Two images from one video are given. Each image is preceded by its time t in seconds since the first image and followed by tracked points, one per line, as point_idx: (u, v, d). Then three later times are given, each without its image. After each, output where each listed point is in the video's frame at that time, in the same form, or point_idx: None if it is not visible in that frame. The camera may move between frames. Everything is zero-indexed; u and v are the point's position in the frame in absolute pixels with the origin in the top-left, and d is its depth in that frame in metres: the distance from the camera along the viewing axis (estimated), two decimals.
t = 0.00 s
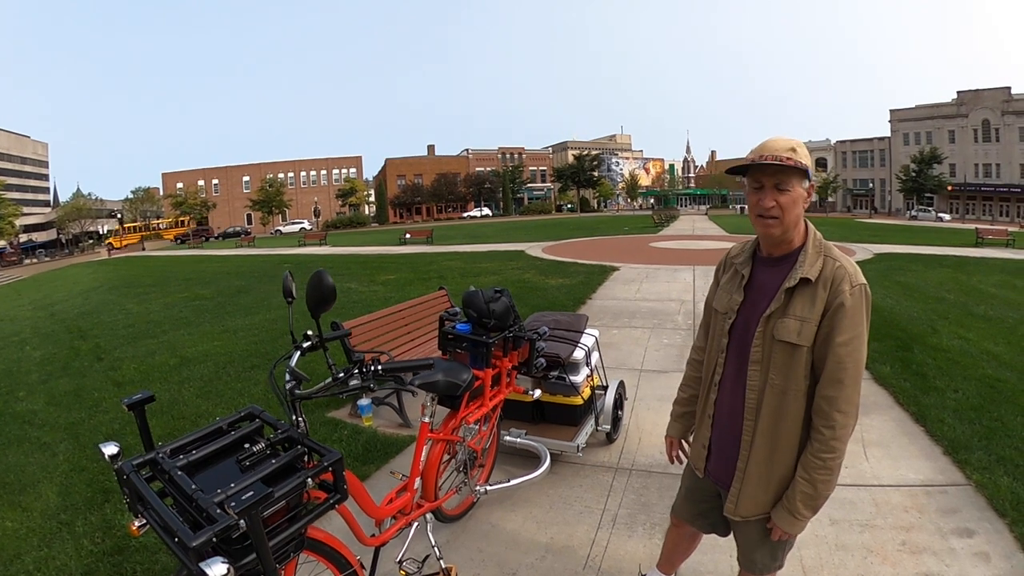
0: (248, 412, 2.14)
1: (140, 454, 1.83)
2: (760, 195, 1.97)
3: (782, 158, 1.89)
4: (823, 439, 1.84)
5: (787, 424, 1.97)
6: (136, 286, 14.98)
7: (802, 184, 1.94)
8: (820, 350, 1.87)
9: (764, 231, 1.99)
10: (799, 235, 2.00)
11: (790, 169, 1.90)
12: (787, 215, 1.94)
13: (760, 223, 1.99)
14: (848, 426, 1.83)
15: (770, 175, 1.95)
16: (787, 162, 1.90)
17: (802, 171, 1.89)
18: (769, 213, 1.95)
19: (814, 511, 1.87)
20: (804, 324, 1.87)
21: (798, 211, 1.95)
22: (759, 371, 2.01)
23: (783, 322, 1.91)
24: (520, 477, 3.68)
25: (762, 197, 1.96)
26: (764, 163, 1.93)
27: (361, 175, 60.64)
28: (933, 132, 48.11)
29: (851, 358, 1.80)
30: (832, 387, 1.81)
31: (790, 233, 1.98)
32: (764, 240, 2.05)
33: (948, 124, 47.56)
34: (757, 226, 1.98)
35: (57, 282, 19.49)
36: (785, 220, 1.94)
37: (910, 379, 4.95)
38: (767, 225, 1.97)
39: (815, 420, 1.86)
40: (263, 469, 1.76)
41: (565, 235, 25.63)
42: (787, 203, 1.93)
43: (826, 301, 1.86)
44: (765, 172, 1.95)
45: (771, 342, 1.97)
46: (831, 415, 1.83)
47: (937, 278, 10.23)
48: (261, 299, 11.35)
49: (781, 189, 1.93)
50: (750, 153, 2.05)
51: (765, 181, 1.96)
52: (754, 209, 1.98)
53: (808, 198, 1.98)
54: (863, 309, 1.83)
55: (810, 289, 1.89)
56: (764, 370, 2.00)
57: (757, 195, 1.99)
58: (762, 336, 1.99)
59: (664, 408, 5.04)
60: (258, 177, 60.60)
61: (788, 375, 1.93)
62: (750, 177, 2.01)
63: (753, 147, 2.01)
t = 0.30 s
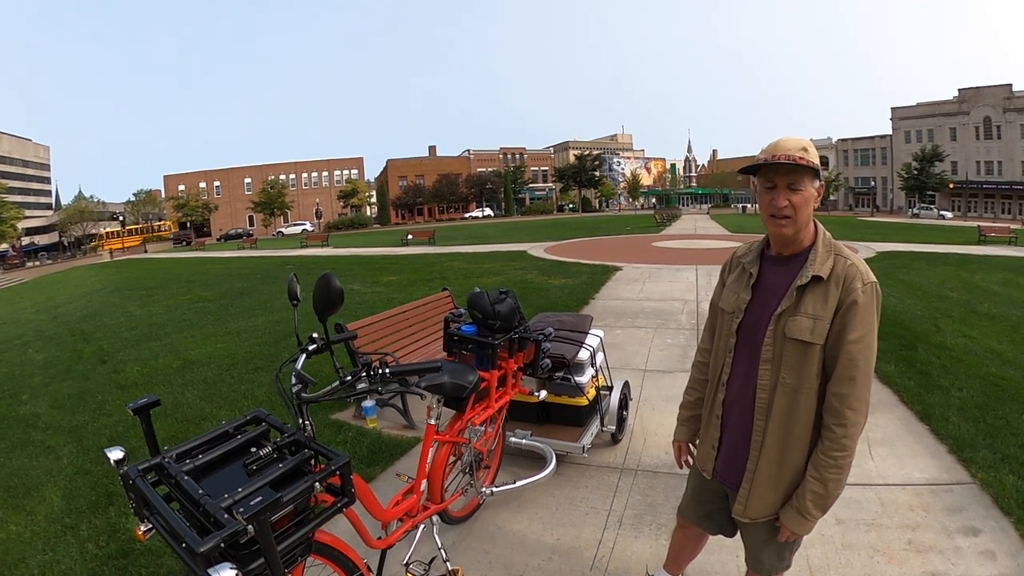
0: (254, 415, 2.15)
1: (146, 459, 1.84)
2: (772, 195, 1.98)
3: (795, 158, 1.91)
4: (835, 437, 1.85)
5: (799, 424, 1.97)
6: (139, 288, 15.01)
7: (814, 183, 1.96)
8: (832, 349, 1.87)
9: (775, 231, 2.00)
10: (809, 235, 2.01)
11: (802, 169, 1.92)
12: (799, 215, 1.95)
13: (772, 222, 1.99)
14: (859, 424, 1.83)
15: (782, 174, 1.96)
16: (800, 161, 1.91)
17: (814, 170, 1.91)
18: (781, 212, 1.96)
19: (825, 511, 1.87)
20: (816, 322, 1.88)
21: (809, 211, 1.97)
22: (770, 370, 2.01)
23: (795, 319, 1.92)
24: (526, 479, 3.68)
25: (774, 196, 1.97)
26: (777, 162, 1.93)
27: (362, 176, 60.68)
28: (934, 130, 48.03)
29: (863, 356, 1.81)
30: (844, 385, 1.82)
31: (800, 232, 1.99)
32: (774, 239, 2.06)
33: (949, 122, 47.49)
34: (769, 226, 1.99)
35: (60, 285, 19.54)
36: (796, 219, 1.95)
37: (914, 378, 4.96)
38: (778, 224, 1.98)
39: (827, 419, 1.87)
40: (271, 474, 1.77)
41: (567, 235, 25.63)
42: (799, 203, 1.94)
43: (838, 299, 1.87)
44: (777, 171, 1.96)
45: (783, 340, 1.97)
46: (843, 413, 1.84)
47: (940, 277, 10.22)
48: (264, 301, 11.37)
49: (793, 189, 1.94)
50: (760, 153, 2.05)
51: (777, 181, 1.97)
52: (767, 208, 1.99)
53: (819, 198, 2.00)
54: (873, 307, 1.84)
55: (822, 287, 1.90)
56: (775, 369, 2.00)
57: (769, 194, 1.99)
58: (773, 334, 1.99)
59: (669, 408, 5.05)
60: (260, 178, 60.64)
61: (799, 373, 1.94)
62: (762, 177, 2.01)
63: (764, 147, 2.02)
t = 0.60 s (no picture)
0: (263, 413, 2.17)
1: (155, 457, 1.86)
2: (784, 188, 1.97)
3: (809, 151, 1.90)
4: (850, 434, 1.84)
5: (810, 421, 1.97)
6: (146, 287, 15.10)
7: (825, 179, 1.96)
8: (843, 346, 1.88)
9: (785, 225, 2.00)
10: (818, 231, 2.01)
11: (816, 163, 1.91)
12: (810, 209, 1.95)
13: (783, 216, 1.99)
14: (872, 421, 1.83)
15: (795, 168, 1.95)
16: (814, 155, 1.91)
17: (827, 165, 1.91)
18: (793, 205, 1.95)
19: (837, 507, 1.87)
20: (827, 319, 1.88)
21: (820, 206, 1.96)
22: (780, 368, 2.01)
23: (806, 316, 1.92)
24: (533, 476, 3.70)
25: (786, 190, 1.97)
26: (790, 155, 1.93)
27: (368, 174, 60.79)
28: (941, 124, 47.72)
29: (875, 353, 1.81)
30: (856, 382, 1.82)
31: (810, 228, 1.99)
32: (783, 234, 2.05)
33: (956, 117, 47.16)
34: (779, 220, 1.99)
35: (69, 284, 19.66)
36: (807, 214, 1.95)
37: (921, 374, 4.94)
38: (789, 219, 1.98)
39: (839, 416, 1.87)
40: (280, 472, 1.79)
41: (572, 232, 25.63)
42: (810, 198, 1.94)
43: (848, 296, 1.87)
44: (790, 164, 1.96)
45: (793, 338, 1.97)
46: (855, 410, 1.84)
47: (947, 273, 10.17)
48: (270, 299, 11.42)
49: (806, 183, 1.94)
50: (774, 146, 2.05)
51: (790, 174, 1.96)
52: (777, 201, 1.98)
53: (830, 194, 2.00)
54: (883, 303, 1.84)
55: (832, 284, 1.89)
56: (785, 367, 2.00)
57: (783, 186, 1.99)
58: (783, 332, 1.99)
59: (676, 405, 5.05)
60: (265, 177, 60.80)
61: (809, 370, 1.94)
62: (774, 170, 2.01)
63: (778, 140, 2.01)
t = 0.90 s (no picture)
0: (268, 408, 2.18)
1: (160, 451, 1.87)
2: (783, 184, 1.96)
3: (809, 147, 1.88)
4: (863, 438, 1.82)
5: (816, 420, 1.96)
6: (156, 283, 15.21)
7: (828, 176, 1.93)
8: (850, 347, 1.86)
9: (784, 223, 1.98)
10: (819, 230, 1.98)
11: (816, 159, 1.89)
12: (808, 207, 1.93)
13: (781, 213, 1.97)
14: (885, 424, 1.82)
15: (795, 164, 1.94)
16: (814, 151, 1.88)
17: (828, 162, 1.88)
18: (790, 203, 1.93)
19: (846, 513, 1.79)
20: (832, 320, 1.87)
21: (821, 204, 1.94)
22: (787, 368, 2.00)
23: (811, 318, 1.90)
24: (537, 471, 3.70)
25: (784, 186, 1.95)
26: (790, 151, 1.91)
27: (375, 170, 60.90)
28: (951, 121, 47.28)
29: (883, 355, 1.80)
30: (865, 384, 1.82)
31: (811, 227, 1.96)
32: (785, 233, 2.03)
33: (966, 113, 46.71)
34: (777, 216, 1.97)
35: (80, 280, 19.82)
36: (806, 211, 1.93)
37: (929, 373, 4.90)
38: (786, 216, 1.96)
39: (848, 417, 1.86)
40: (284, 466, 1.80)
41: (580, 228, 25.59)
42: (809, 195, 1.92)
43: (854, 297, 1.85)
44: (790, 161, 1.94)
45: (798, 339, 1.96)
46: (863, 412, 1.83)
47: (956, 270, 10.09)
48: (278, 294, 11.48)
49: (805, 179, 1.92)
50: (775, 143, 2.03)
51: (789, 170, 1.94)
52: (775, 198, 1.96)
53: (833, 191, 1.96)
54: (889, 305, 1.83)
55: (837, 285, 1.88)
56: (791, 366, 1.99)
57: (782, 183, 1.96)
58: (789, 333, 1.99)
59: (681, 401, 5.04)
60: (273, 173, 61.01)
61: (816, 371, 1.93)
62: (774, 166, 1.99)
63: (779, 137, 1.99)
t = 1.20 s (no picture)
0: (276, 404, 2.20)
1: (170, 447, 1.90)
2: (783, 186, 1.97)
3: (808, 150, 1.88)
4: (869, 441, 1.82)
5: (820, 421, 1.96)
6: (167, 280, 15.35)
7: (831, 178, 1.92)
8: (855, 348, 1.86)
9: (785, 225, 1.99)
10: (823, 231, 1.98)
11: (816, 162, 1.89)
12: (810, 209, 1.93)
13: (782, 215, 1.98)
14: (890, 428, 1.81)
15: (796, 167, 1.94)
16: (814, 153, 1.89)
17: (828, 164, 1.88)
18: (790, 205, 1.94)
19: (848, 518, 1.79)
20: (838, 322, 1.87)
21: (824, 206, 1.93)
22: (791, 368, 2.01)
23: (817, 319, 1.91)
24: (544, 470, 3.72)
25: (784, 189, 1.96)
26: (790, 154, 1.92)
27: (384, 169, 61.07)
28: (962, 119, 46.79)
29: (888, 357, 1.80)
30: (869, 386, 1.81)
31: (814, 229, 1.96)
32: (790, 234, 2.04)
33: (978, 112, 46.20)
34: (778, 218, 1.98)
35: (93, 276, 20.06)
36: (807, 213, 1.93)
37: (937, 374, 4.87)
38: (787, 218, 1.97)
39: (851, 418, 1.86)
40: (292, 462, 1.82)
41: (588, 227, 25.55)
42: (811, 197, 1.92)
43: (860, 299, 1.85)
44: (790, 163, 1.95)
45: (804, 340, 1.97)
46: (867, 414, 1.83)
47: (966, 270, 9.99)
48: (287, 292, 11.56)
49: (805, 182, 1.92)
50: (778, 146, 2.04)
51: (790, 173, 1.95)
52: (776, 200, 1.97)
53: (838, 193, 1.95)
54: (896, 307, 1.83)
55: (843, 287, 1.88)
56: (796, 367, 2.00)
57: (782, 186, 1.98)
58: (794, 333, 1.99)
59: (688, 401, 5.03)
60: (282, 171, 61.33)
61: (821, 372, 1.93)
62: (776, 168, 2.00)
63: (782, 138, 2.00)
